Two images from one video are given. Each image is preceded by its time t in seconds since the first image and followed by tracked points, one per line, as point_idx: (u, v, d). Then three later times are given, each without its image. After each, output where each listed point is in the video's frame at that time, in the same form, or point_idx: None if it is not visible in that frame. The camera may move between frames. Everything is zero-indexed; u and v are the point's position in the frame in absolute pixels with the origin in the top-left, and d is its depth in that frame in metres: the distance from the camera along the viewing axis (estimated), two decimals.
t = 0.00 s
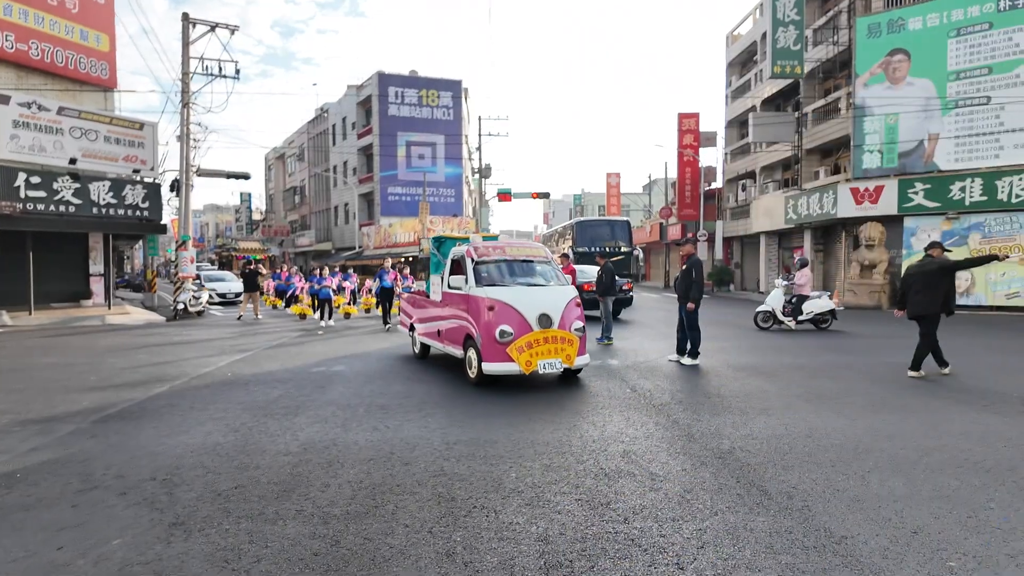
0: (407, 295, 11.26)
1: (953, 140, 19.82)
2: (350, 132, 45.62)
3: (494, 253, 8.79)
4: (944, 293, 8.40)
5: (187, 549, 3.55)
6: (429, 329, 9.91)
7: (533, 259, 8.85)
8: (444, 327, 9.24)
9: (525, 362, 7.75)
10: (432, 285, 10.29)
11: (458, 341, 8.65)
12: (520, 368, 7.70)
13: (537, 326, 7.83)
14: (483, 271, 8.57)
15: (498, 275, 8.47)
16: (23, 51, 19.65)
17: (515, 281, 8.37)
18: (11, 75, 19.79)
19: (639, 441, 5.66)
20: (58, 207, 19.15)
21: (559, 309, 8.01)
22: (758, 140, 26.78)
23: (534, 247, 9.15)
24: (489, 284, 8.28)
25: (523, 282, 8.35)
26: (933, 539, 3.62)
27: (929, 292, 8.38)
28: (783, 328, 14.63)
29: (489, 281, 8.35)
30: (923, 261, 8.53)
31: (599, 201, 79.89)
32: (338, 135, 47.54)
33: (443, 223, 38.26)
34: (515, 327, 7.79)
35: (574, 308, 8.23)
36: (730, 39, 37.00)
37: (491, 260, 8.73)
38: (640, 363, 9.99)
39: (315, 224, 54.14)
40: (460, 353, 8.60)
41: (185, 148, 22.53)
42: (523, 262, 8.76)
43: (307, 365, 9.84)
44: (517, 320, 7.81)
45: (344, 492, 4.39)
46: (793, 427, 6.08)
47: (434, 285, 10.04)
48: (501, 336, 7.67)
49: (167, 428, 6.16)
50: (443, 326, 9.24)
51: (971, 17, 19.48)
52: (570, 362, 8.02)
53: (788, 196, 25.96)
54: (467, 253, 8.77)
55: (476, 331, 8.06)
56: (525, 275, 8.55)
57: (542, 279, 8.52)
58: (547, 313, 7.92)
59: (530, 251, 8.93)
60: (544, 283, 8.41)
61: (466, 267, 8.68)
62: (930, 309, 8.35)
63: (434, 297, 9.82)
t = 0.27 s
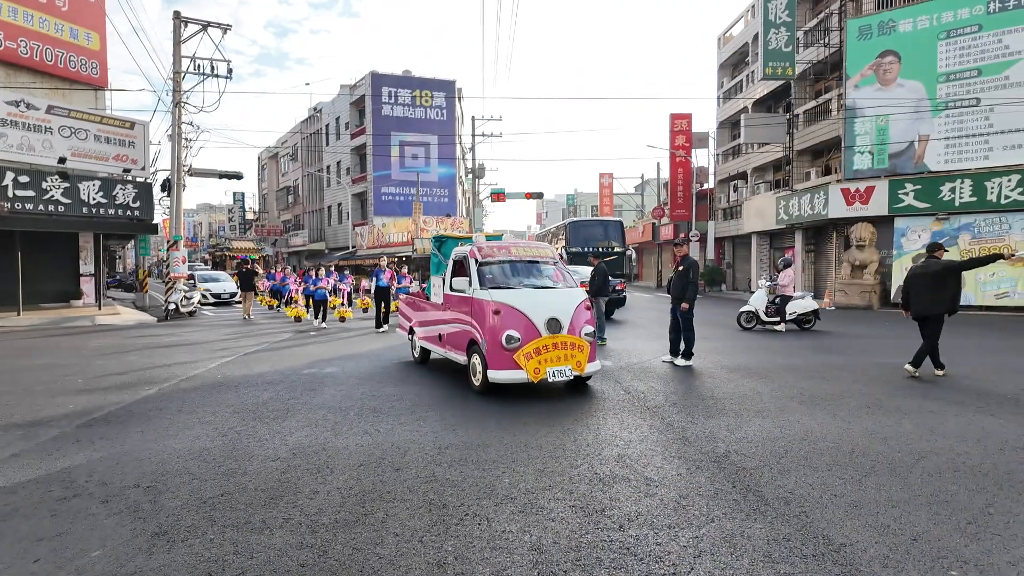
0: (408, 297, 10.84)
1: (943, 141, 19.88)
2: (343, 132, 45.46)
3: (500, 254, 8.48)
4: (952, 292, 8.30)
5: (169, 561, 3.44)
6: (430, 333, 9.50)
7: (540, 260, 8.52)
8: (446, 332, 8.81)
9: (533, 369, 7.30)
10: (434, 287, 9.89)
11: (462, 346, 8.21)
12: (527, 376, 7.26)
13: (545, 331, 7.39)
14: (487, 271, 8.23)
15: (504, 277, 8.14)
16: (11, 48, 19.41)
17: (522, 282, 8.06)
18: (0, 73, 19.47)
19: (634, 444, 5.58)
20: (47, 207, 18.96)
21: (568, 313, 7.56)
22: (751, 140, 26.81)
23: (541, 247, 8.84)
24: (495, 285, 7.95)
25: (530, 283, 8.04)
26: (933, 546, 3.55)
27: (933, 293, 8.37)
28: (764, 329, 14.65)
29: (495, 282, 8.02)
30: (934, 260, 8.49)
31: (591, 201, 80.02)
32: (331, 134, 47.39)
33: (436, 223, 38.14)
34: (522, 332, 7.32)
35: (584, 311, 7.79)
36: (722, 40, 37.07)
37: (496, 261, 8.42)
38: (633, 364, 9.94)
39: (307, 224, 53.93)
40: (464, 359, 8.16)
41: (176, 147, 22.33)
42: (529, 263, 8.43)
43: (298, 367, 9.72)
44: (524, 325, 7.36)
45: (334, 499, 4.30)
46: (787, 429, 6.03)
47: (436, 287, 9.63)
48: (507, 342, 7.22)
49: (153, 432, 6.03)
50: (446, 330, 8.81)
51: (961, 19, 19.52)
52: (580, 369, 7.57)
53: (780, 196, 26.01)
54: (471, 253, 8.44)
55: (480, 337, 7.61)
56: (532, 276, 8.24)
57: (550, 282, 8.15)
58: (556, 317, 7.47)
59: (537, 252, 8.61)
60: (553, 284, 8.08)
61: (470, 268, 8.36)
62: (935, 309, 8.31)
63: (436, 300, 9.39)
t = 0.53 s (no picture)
0: (406, 297, 10.32)
1: (933, 141, 19.96)
2: (334, 131, 45.21)
3: (504, 251, 7.97)
4: (956, 287, 8.30)
5: (147, 568, 3.32)
6: (428, 335, 9.00)
7: (546, 259, 8.04)
8: (446, 334, 8.31)
9: (541, 375, 6.81)
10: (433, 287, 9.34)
11: (464, 349, 7.70)
12: (535, 382, 6.77)
13: (553, 333, 6.89)
14: (490, 270, 7.72)
15: (509, 275, 7.62)
16: None
17: (528, 282, 7.55)
18: None
19: (629, 445, 5.50)
20: (32, 205, 18.68)
21: (577, 314, 7.07)
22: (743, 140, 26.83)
23: (547, 245, 8.34)
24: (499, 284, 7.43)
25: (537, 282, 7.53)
26: (933, 548, 3.48)
27: (937, 290, 8.34)
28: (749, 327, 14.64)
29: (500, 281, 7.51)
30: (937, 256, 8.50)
31: (584, 201, 80.07)
32: (322, 133, 47.10)
33: (428, 222, 37.97)
34: (529, 335, 6.83)
35: (595, 312, 7.30)
36: (714, 40, 37.13)
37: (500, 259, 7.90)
38: (627, 364, 9.85)
39: (298, 223, 53.60)
40: (465, 363, 7.66)
41: (164, 145, 22.03)
42: (536, 261, 7.94)
43: (287, 368, 9.57)
44: (532, 327, 6.85)
45: (320, 502, 4.18)
46: (782, 429, 5.96)
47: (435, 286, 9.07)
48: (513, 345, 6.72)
49: (136, 434, 5.88)
50: (447, 332, 8.30)
51: (951, 20, 19.59)
52: (590, 375, 7.09)
53: (772, 196, 26.04)
54: (474, 251, 7.93)
55: (484, 339, 7.10)
56: (538, 275, 7.74)
57: (559, 281, 7.66)
58: (565, 319, 6.98)
59: (543, 249, 8.13)
60: (561, 284, 7.58)
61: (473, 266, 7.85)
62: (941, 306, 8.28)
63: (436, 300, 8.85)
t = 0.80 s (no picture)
0: (401, 294, 9.93)
1: (920, 139, 20.06)
2: (323, 127, 44.86)
3: (505, 246, 7.57)
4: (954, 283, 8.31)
5: (116, 571, 3.21)
6: (424, 335, 8.63)
7: (550, 253, 7.66)
8: (444, 334, 7.95)
9: (546, 378, 6.48)
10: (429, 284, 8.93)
11: (464, 351, 7.35)
12: (540, 385, 6.43)
13: (559, 334, 6.55)
14: (490, 266, 7.33)
15: (510, 272, 7.24)
16: None
17: (531, 279, 7.17)
18: None
19: (616, 442, 5.43)
20: (13, 201, 18.35)
21: (584, 313, 6.73)
22: (732, 137, 26.87)
23: (551, 239, 7.95)
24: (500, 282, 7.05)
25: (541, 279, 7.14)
26: (921, 545, 3.44)
27: (935, 287, 8.32)
28: (733, 324, 14.65)
29: (501, 279, 7.13)
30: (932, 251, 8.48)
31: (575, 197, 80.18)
32: (311, 129, 46.74)
33: (418, 219, 37.77)
34: (532, 336, 6.49)
35: (602, 311, 6.97)
36: (704, 37, 37.15)
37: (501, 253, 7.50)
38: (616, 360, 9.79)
39: (287, 220, 53.23)
40: (464, 365, 7.31)
41: (149, 141, 21.74)
42: (539, 256, 7.55)
43: (271, 365, 9.43)
44: (536, 327, 6.52)
45: (299, 502, 4.08)
46: (770, 424, 5.92)
47: (431, 284, 8.66)
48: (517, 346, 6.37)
49: (114, 433, 5.74)
50: (445, 332, 7.93)
51: (938, 17, 19.66)
52: (597, 377, 6.77)
53: (761, 193, 26.10)
54: (474, 246, 7.53)
55: (486, 340, 6.75)
56: (542, 272, 7.35)
57: (564, 278, 7.30)
58: (571, 318, 6.65)
59: (547, 244, 7.74)
60: (565, 281, 7.22)
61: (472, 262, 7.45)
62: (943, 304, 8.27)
63: (433, 298, 8.46)
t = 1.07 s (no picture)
0: (393, 290, 9.48)
1: (906, 134, 20.16)
2: (310, 121, 44.44)
3: (504, 239, 7.12)
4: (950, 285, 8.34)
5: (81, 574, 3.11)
6: (418, 334, 8.21)
7: (551, 248, 7.26)
8: (439, 333, 7.52)
9: (549, 382, 6.07)
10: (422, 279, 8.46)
11: (460, 351, 6.92)
12: (542, 389, 6.03)
13: (562, 334, 6.14)
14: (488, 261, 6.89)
15: (509, 268, 6.82)
16: None
17: (531, 275, 6.77)
18: None
19: (599, 438, 5.37)
20: None
21: (588, 312, 6.32)
22: (720, 132, 26.91)
23: (552, 232, 7.54)
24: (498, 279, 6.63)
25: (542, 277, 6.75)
26: (902, 541, 3.41)
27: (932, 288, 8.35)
28: (717, 318, 14.67)
29: (501, 275, 6.70)
30: (933, 247, 8.46)
31: (564, 192, 80.13)
32: (298, 123, 46.29)
33: (406, 214, 37.56)
34: (534, 336, 6.07)
35: (607, 310, 6.56)
36: (692, 32, 37.14)
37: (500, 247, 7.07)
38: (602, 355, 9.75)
39: (274, 215, 52.79)
40: (461, 366, 6.89)
41: (131, 134, 21.38)
42: (539, 251, 7.15)
43: (253, 362, 9.30)
44: (537, 327, 6.10)
45: (274, 501, 4.00)
46: (754, 419, 5.90)
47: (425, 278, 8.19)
48: (517, 347, 5.96)
49: (87, 432, 5.62)
50: (440, 331, 7.50)
51: (923, 13, 19.76)
52: (603, 380, 6.37)
53: (748, 188, 26.18)
54: (472, 239, 7.07)
55: (484, 340, 6.32)
56: (543, 268, 6.95)
57: (565, 275, 6.92)
58: (575, 318, 6.23)
59: (548, 238, 7.34)
60: (568, 278, 6.85)
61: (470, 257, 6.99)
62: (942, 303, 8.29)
63: (427, 294, 8.01)
